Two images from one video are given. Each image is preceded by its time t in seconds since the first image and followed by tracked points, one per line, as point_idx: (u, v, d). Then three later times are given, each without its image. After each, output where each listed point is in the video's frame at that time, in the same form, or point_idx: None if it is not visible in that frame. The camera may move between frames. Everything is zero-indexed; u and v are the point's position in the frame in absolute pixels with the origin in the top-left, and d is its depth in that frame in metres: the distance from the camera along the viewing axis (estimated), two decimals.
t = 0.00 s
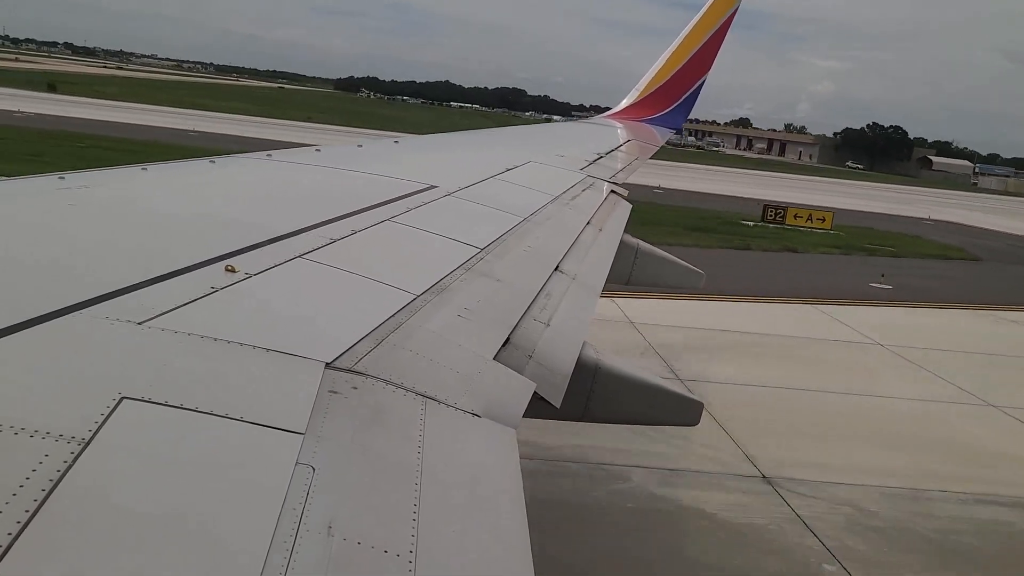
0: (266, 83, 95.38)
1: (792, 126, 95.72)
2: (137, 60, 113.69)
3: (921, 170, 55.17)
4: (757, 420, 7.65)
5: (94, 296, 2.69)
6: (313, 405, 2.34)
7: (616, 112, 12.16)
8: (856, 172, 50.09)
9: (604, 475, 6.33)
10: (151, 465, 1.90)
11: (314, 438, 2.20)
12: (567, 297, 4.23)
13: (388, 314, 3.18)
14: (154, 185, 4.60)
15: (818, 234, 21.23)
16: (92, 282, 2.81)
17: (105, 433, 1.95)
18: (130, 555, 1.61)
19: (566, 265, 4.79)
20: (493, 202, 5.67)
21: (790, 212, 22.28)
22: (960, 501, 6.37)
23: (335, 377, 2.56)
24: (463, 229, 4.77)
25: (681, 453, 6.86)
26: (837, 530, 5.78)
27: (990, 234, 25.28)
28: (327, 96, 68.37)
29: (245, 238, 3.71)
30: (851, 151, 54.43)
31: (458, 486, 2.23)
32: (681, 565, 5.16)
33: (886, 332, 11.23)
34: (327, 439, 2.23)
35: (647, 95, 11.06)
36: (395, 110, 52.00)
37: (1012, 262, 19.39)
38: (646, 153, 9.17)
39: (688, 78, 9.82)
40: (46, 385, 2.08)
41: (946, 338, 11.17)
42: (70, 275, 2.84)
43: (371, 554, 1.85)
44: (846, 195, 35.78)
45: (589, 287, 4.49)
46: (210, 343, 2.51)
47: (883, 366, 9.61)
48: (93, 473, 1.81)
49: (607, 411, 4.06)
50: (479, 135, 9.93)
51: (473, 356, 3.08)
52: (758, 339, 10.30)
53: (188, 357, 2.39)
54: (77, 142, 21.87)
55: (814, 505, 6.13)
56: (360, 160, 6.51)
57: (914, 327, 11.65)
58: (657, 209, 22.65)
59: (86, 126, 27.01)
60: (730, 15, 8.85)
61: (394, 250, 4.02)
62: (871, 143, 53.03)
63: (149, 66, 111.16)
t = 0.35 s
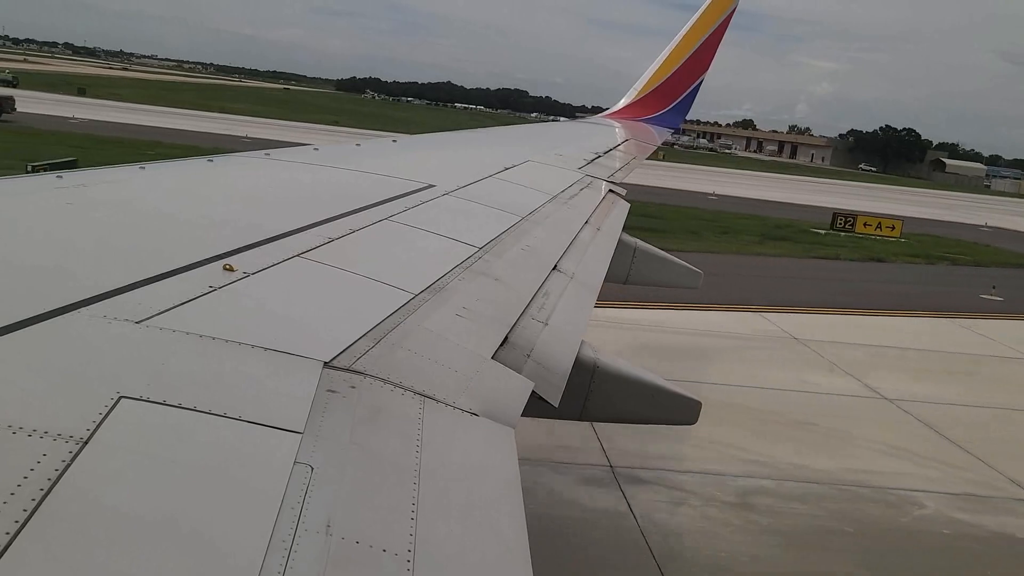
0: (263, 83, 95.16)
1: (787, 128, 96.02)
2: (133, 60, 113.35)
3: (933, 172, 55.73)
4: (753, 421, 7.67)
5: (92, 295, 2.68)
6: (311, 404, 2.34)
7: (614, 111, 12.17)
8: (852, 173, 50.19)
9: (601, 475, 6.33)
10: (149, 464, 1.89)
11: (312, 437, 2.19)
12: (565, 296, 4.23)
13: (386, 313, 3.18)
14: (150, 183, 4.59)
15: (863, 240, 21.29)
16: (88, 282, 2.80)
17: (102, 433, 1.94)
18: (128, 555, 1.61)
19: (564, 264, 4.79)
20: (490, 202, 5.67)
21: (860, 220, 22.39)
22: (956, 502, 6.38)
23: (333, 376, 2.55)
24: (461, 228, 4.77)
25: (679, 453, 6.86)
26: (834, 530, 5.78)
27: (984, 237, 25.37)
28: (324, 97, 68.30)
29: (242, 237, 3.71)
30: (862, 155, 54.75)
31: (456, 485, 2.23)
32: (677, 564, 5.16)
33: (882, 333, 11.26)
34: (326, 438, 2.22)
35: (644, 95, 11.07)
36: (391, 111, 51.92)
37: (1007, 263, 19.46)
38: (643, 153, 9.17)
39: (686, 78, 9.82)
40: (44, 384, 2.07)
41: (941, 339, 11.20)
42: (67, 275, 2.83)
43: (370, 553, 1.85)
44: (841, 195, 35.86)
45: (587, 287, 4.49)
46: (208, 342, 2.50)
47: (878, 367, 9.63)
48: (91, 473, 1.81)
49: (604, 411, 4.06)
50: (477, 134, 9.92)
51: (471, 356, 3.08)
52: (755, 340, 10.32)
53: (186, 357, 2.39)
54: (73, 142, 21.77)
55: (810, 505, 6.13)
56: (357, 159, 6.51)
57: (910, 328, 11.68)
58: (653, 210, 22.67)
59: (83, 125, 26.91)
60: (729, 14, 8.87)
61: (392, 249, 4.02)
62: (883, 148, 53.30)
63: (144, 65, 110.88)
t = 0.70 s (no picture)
0: (260, 82, 94.95)
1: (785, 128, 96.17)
2: (131, 60, 113.27)
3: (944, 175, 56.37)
4: (750, 425, 7.71)
5: (89, 294, 2.68)
6: (308, 404, 2.34)
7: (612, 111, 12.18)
8: (850, 173, 50.24)
9: (598, 478, 6.35)
10: (147, 463, 1.89)
11: (309, 436, 2.19)
12: (563, 296, 4.24)
13: (384, 313, 3.18)
14: (146, 183, 4.59)
15: (860, 239, 21.33)
16: (85, 281, 2.80)
17: (99, 432, 1.95)
18: (126, 555, 1.61)
19: (562, 264, 4.80)
20: (488, 202, 5.67)
21: (927, 226, 22.41)
22: (951, 504, 6.41)
23: (330, 376, 2.55)
24: (459, 228, 4.77)
25: (676, 457, 6.88)
26: (831, 535, 5.80)
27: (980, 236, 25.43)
28: (322, 96, 68.25)
29: (239, 236, 3.71)
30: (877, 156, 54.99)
31: (454, 484, 2.23)
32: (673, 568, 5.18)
33: (877, 334, 11.29)
34: (323, 437, 2.22)
35: (642, 94, 11.07)
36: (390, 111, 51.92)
37: (1003, 263, 19.51)
38: (641, 153, 9.17)
39: (684, 78, 9.82)
40: (43, 384, 2.07)
41: (938, 340, 11.23)
42: (65, 274, 2.83)
43: (367, 553, 1.86)
44: (839, 194, 35.91)
45: (584, 287, 4.49)
46: (206, 342, 2.51)
47: (874, 369, 9.65)
48: (89, 472, 1.81)
49: (601, 414, 4.07)
50: (475, 134, 9.93)
51: (469, 355, 3.08)
52: (751, 343, 10.36)
53: (184, 356, 2.39)
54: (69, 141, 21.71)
55: (807, 509, 6.15)
56: (355, 159, 6.51)
57: (905, 330, 11.72)
58: (650, 210, 22.69)
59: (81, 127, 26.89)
60: (727, 13, 8.88)
61: (390, 249, 4.02)
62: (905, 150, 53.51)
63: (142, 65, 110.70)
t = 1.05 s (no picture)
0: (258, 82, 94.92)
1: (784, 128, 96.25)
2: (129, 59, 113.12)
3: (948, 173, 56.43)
4: (750, 421, 7.68)
5: (87, 294, 2.68)
6: (307, 403, 2.34)
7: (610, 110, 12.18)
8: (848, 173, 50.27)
9: (598, 474, 6.33)
10: (144, 462, 1.89)
11: (307, 435, 2.19)
12: (561, 295, 4.24)
13: (382, 312, 3.18)
14: (144, 181, 4.58)
15: (858, 240, 21.35)
16: (82, 281, 2.79)
17: (97, 431, 1.94)
18: (124, 554, 1.61)
19: (560, 262, 4.80)
20: (487, 200, 5.67)
21: (993, 233, 22.35)
22: (948, 500, 6.41)
23: (329, 375, 2.56)
24: (458, 227, 4.77)
25: (676, 453, 6.87)
26: (829, 529, 5.80)
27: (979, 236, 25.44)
28: (320, 96, 68.24)
29: (237, 235, 3.71)
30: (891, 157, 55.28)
31: (453, 483, 2.23)
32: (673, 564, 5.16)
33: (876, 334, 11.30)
34: (321, 437, 2.22)
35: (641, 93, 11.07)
36: (388, 111, 51.87)
37: (1002, 263, 19.53)
38: (640, 152, 9.17)
39: (682, 76, 9.82)
40: (42, 384, 2.07)
41: (937, 340, 11.24)
42: (63, 274, 2.83)
43: (365, 551, 1.86)
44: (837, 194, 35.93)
45: (583, 286, 4.49)
46: (204, 341, 2.51)
47: (872, 367, 9.64)
48: (87, 471, 1.81)
49: (600, 410, 4.07)
50: (474, 132, 9.93)
51: (467, 354, 3.09)
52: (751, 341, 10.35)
53: (182, 355, 2.39)
54: (68, 141, 21.72)
55: (806, 505, 6.14)
56: (354, 157, 6.50)
57: (904, 329, 11.73)
58: (649, 210, 22.69)
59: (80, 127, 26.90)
60: (726, 12, 8.87)
61: (389, 248, 4.02)
62: (928, 151, 53.55)
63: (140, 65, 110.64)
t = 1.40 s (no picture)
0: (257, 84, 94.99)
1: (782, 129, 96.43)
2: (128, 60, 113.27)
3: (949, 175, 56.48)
4: (750, 420, 7.70)
5: (86, 295, 2.68)
6: (306, 404, 2.34)
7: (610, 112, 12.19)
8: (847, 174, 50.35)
9: (598, 475, 6.34)
10: (144, 464, 1.89)
11: (307, 437, 2.19)
12: (560, 296, 4.24)
13: (382, 313, 3.19)
14: (144, 182, 4.60)
15: (856, 241, 21.40)
16: (83, 281, 2.80)
17: (97, 432, 1.94)
18: (124, 555, 1.61)
19: (560, 263, 4.80)
20: (488, 201, 5.68)
21: None
22: (945, 500, 6.42)
23: (329, 376, 2.56)
24: (459, 228, 4.78)
25: (676, 453, 6.88)
26: (827, 529, 5.80)
27: (977, 238, 25.47)
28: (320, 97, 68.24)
29: (238, 236, 3.71)
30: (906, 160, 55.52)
31: (453, 485, 2.23)
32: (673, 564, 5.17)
33: (874, 336, 11.33)
34: (320, 438, 2.22)
35: (640, 95, 11.08)
36: (387, 112, 51.87)
37: (998, 265, 19.59)
38: (640, 153, 9.18)
39: (681, 78, 9.83)
40: (44, 385, 2.07)
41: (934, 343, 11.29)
42: (64, 275, 2.83)
43: (365, 553, 1.86)
44: (835, 195, 35.98)
45: (583, 287, 4.50)
46: (204, 342, 2.51)
47: (871, 368, 9.62)
48: (86, 472, 1.80)
49: (600, 411, 4.06)
50: (474, 134, 9.93)
51: (467, 355, 3.09)
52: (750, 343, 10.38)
53: (180, 356, 2.39)
54: (65, 142, 21.72)
55: (804, 505, 6.13)
56: (354, 158, 6.51)
57: (901, 332, 11.77)
58: (648, 212, 22.73)
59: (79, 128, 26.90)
60: (725, 14, 8.89)
61: (387, 248, 4.01)
62: (937, 154, 53.61)
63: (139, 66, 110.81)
